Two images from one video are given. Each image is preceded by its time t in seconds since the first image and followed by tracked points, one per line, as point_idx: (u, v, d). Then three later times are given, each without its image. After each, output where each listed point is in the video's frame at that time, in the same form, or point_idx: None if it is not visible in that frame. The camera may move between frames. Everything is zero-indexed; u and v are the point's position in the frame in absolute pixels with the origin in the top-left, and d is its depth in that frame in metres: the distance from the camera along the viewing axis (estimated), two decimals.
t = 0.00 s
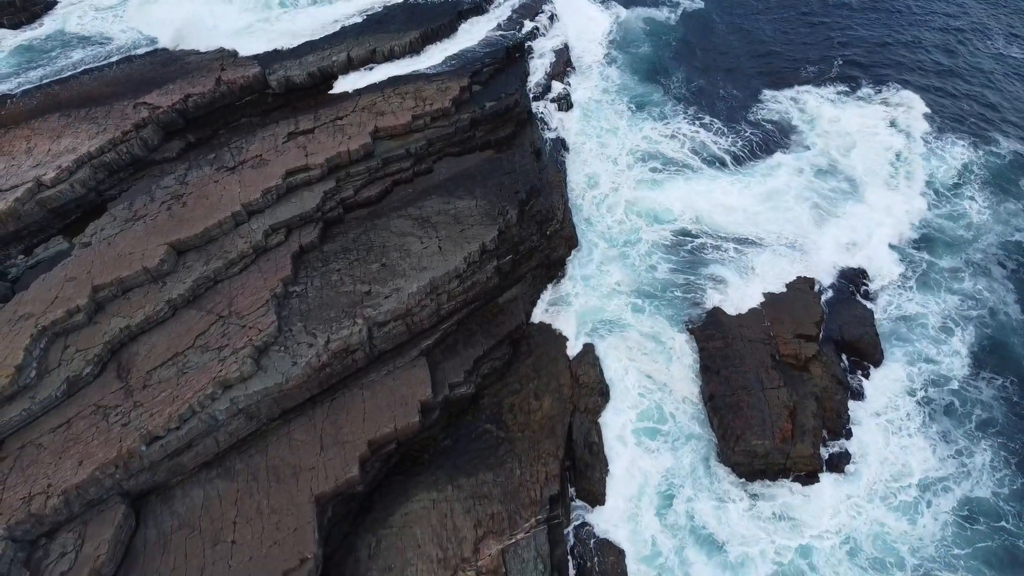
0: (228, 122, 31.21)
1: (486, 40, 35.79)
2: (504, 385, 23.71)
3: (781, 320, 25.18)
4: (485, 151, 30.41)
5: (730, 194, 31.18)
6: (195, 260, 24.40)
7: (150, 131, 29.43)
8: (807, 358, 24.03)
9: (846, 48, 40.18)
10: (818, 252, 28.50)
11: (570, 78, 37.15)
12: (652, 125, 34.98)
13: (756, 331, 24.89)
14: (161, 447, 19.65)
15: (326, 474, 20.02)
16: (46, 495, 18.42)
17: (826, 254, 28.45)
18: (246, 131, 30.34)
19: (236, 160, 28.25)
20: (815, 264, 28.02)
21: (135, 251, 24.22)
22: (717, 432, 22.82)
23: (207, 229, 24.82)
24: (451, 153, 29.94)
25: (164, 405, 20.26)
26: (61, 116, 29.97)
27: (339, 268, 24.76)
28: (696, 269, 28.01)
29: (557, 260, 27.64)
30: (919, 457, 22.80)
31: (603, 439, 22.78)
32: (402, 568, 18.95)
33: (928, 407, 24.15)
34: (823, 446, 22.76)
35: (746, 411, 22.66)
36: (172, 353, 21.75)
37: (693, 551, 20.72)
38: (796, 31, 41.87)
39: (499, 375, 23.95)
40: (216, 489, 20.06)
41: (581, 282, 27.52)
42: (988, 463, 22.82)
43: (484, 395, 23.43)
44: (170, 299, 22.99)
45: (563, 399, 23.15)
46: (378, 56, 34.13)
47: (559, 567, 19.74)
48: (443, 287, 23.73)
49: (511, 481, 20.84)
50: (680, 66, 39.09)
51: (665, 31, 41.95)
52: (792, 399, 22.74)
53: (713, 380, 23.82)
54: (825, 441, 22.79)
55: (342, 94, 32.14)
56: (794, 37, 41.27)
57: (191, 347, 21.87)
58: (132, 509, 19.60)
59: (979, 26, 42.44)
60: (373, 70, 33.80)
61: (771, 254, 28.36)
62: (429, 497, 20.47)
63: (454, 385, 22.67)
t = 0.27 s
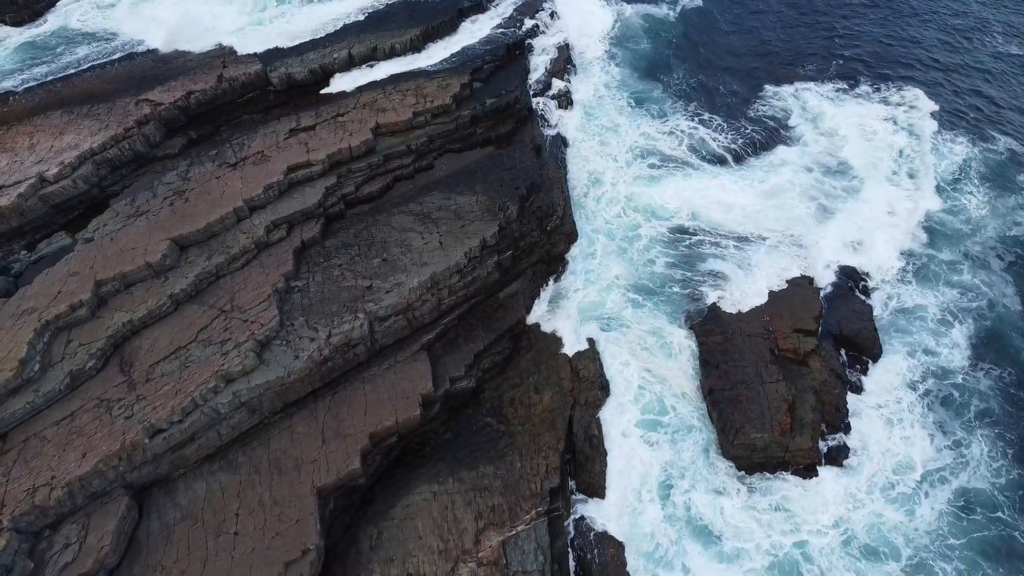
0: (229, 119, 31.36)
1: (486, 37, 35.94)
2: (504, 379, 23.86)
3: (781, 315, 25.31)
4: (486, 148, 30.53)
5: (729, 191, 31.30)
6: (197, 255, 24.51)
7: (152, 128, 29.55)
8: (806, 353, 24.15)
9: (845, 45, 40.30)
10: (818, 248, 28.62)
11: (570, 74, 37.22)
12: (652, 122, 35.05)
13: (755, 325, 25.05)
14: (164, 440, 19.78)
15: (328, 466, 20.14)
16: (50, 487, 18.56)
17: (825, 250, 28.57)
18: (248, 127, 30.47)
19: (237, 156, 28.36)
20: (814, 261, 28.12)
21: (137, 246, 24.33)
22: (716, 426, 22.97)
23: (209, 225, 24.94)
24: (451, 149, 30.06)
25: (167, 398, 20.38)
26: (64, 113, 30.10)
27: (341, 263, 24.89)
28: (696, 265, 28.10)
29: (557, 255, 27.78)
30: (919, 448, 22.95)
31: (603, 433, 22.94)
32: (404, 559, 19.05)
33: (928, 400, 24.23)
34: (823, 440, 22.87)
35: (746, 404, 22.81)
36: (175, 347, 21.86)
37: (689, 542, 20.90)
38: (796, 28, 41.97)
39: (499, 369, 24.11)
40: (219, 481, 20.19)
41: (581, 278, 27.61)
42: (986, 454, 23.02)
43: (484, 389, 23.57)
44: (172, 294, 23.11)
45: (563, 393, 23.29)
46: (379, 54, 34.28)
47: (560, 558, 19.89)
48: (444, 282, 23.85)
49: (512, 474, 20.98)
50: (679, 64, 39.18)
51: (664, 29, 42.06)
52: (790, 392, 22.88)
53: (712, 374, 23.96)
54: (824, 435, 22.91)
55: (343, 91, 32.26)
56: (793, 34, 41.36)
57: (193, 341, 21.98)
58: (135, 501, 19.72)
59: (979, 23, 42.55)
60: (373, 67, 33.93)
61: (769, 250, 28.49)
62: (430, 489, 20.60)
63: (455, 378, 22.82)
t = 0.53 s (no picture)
0: (231, 116, 31.50)
1: (486, 35, 36.08)
2: (505, 373, 24.01)
3: (780, 310, 25.46)
4: (486, 144, 30.65)
5: (729, 187, 31.44)
6: (199, 251, 24.63)
7: (154, 124, 29.68)
8: (805, 347, 24.28)
9: (844, 43, 40.45)
10: (817, 244, 28.74)
11: (571, 72, 37.33)
12: (652, 119, 35.16)
13: (754, 320, 25.20)
14: (166, 433, 19.91)
15: (330, 459, 20.28)
16: (54, 479, 18.70)
17: (823, 246, 28.71)
18: (249, 124, 30.61)
19: (239, 152, 28.50)
20: (814, 257, 28.25)
21: (140, 242, 24.46)
22: (716, 419, 23.13)
23: (211, 220, 25.08)
24: (452, 146, 30.20)
25: (170, 392, 20.50)
26: (67, 110, 30.24)
27: (342, 258, 25.01)
28: (696, 261, 28.24)
29: (557, 251, 27.93)
30: (918, 439, 23.17)
31: (602, 426, 23.10)
32: (405, 551, 19.15)
33: (927, 395, 24.38)
34: (821, 434, 23.03)
35: (745, 398, 22.95)
36: (178, 341, 21.98)
37: (688, 534, 21.08)
38: (795, 26, 42.10)
39: (500, 363, 24.25)
40: (221, 474, 20.33)
41: (581, 274, 27.72)
42: (984, 444, 23.22)
43: (485, 384, 23.72)
44: (175, 289, 23.22)
45: (564, 387, 23.43)
46: (380, 51, 34.42)
47: (560, 550, 20.02)
48: (444, 277, 24.00)
49: (513, 467, 21.12)
50: (679, 61, 39.29)
51: (664, 26, 42.19)
52: (789, 386, 23.03)
53: (711, 368, 24.09)
54: (822, 430, 23.07)
55: (344, 88, 32.40)
56: (793, 32, 41.50)
57: (196, 335, 22.11)
58: (138, 493, 19.86)
59: (979, 21, 42.64)
60: (374, 64, 34.07)
61: (768, 245, 28.63)
62: (431, 482, 20.75)
63: (456, 373, 22.96)
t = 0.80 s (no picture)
0: (232, 113, 31.64)
1: (487, 32, 36.22)
2: (505, 368, 24.16)
3: (779, 305, 25.59)
4: (487, 141, 30.78)
5: (728, 183, 31.57)
6: (201, 246, 24.75)
7: (156, 121, 29.80)
8: (804, 342, 24.42)
9: (843, 40, 40.59)
10: (815, 240, 28.88)
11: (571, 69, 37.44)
12: (652, 116, 35.28)
13: (753, 315, 25.34)
14: (169, 425, 20.04)
15: (332, 452, 20.41)
16: (57, 471, 18.82)
17: (821, 242, 28.85)
18: (251, 121, 30.74)
19: (241, 149, 28.63)
20: (812, 252, 28.39)
21: (142, 237, 24.58)
22: (715, 413, 23.28)
23: (213, 216, 25.21)
24: (453, 143, 30.34)
25: (172, 385, 20.62)
26: (69, 107, 30.38)
27: (343, 254, 25.13)
28: (696, 256, 28.35)
29: (557, 246, 28.07)
30: (917, 430, 23.36)
31: (602, 420, 23.27)
32: (406, 542, 19.29)
33: (925, 388, 24.52)
34: (819, 428, 23.19)
35: (744, 392, 23.10)
36: (180, 336, 22.10)
37: (686, 527, 21.27)
38: (794, 23, 42.24)
39: (500, 358, 24.40)
40: (224, 466, 20.46)
41: (581, 269, 27.80)
42: (980, 434, 23.44)
43: (485, 378, 23.87)
44: (177, 283, 23.34)
45: (564, 381, 23.57)
46: (380, 48, 34.56)
47: (561, 542, 20.17)
48: (445, 272, 24.14)
49: (513, 460, 21.27)
50: (678, 58, 39.40)
51: (664, 23, 42.30)
52: (788, 380, 23.18)
53: (711, 363, 24.22)
54: (821, 423, 23.22)
55: (345, 85, 32.53)
56: (792, 29, 41.63)
57: (198, 329, 22.23)
58: (141, 486, 19.99)
59: (977, 18, 42.80)
60: (375, 61, 34.21)
61: (766, 241, 28.79)
62: (432, 475, 20.91)
63: (456, 367, 23.10)
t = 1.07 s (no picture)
0: (234, 110, 31.78)
1: (487, 29, 36.33)
2: (506, 362, 24.31)
3: (778, 300, 25.71)
4: (487, 138, 30.90)
5: (728, 179, 31.70)
6: (204, 241, 24.87)
7: (158, 118, 29.91)
8: (804, 337, 24.55)
9: (842, 38, 40.70)
10: (814, 236, 29.01)
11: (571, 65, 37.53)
12: (652, 113, 35.37)
13: (752, 310, 25.48)
14: (172, 418, 20.16)
15: (334, 445, 20.54)
16: (61, 463, 18.96)
17: (820, 238, 28.99)
18: (252, 117, 30.87)
19: (243, 145, 28.74)
20: (811, 248, 28.51)
21: (145, 232, 24.70)
22: (715, 406, 23.42)
23: (215, 211, 25.33)
24: (454, 139, 30.46)
25: (175, 378, 20.74)
26: (72, 103, 30.52)
27: (345, 249, 25.24)
28: (696, 252, 28.45)
29: (557, 242, 28.23)
30: (917, 422, 23.62)
31: (602, 413, 23.42)
32: (408, 534, 19.49)
33: (923, 383, 24.69)
34: (818, 422, 23.35)
35: (743, 385, 23.23)
36: (183, 330, 22.22)
37: (685, 520, 21.43)
38: (793, 21, 42.35)
39: (501, 352, 24.54)
40: (227, 459, 20.60)
41: (581, 265, 27.88)
42: (978, 424, 23.73)
43: (486, 372, 24.01)
44: (180, 278, 23.46)
45: (564, 375, 23.72)
46: (381, 45, 34.67)
47: (561, 534, 20.30)
48: (446, 267, 24.26)
49: (514, 453, 21.40)
50: (678, 54, 39.49)
51: (664, 20, 42.37)
52: (787, 374, 23.31)
53: (710, 357, 24.37)
54: (820, 418, 23.37)
55: (346, 82, 32.65)
56: (791, 27, 41.74)
57: (201, 323, 22.34)
58: (144, 478, 20.14)
59: (975, 14, 42.93)
60: (376, 58, 34.35)
61: (766, 236, 28.92)
62: (433, 468, 21.06)
63: (457, 361, 23.23)
